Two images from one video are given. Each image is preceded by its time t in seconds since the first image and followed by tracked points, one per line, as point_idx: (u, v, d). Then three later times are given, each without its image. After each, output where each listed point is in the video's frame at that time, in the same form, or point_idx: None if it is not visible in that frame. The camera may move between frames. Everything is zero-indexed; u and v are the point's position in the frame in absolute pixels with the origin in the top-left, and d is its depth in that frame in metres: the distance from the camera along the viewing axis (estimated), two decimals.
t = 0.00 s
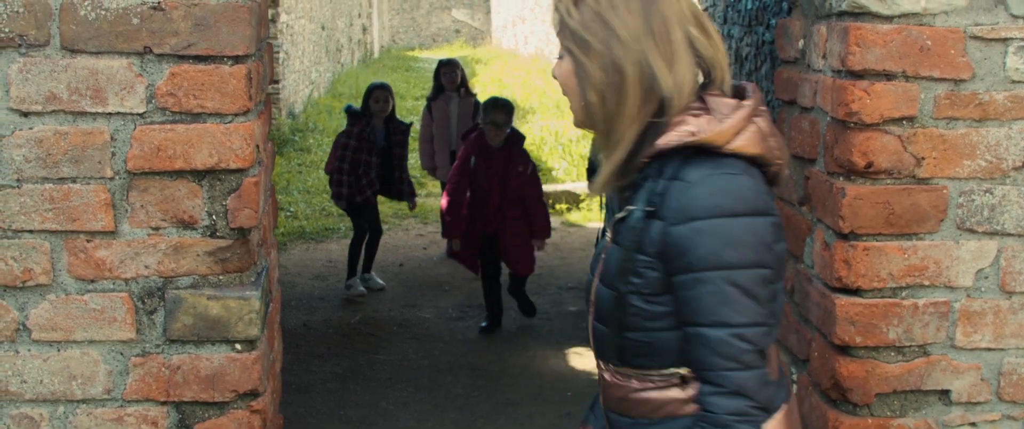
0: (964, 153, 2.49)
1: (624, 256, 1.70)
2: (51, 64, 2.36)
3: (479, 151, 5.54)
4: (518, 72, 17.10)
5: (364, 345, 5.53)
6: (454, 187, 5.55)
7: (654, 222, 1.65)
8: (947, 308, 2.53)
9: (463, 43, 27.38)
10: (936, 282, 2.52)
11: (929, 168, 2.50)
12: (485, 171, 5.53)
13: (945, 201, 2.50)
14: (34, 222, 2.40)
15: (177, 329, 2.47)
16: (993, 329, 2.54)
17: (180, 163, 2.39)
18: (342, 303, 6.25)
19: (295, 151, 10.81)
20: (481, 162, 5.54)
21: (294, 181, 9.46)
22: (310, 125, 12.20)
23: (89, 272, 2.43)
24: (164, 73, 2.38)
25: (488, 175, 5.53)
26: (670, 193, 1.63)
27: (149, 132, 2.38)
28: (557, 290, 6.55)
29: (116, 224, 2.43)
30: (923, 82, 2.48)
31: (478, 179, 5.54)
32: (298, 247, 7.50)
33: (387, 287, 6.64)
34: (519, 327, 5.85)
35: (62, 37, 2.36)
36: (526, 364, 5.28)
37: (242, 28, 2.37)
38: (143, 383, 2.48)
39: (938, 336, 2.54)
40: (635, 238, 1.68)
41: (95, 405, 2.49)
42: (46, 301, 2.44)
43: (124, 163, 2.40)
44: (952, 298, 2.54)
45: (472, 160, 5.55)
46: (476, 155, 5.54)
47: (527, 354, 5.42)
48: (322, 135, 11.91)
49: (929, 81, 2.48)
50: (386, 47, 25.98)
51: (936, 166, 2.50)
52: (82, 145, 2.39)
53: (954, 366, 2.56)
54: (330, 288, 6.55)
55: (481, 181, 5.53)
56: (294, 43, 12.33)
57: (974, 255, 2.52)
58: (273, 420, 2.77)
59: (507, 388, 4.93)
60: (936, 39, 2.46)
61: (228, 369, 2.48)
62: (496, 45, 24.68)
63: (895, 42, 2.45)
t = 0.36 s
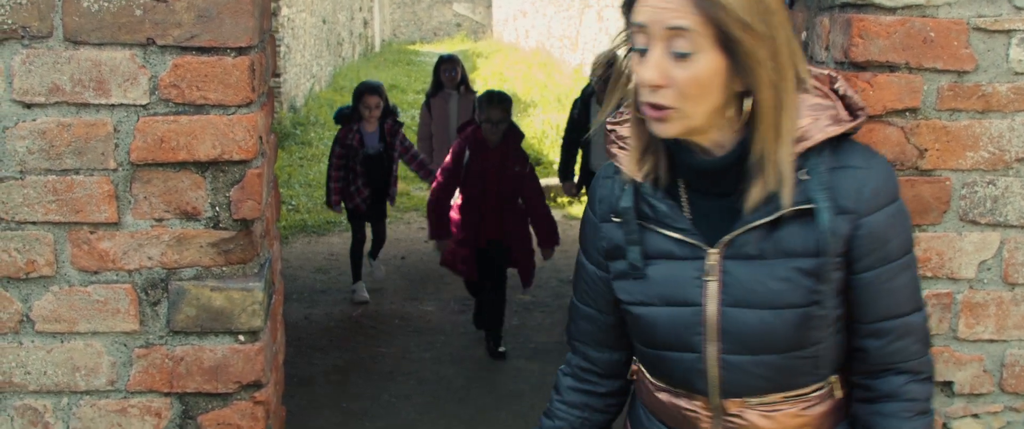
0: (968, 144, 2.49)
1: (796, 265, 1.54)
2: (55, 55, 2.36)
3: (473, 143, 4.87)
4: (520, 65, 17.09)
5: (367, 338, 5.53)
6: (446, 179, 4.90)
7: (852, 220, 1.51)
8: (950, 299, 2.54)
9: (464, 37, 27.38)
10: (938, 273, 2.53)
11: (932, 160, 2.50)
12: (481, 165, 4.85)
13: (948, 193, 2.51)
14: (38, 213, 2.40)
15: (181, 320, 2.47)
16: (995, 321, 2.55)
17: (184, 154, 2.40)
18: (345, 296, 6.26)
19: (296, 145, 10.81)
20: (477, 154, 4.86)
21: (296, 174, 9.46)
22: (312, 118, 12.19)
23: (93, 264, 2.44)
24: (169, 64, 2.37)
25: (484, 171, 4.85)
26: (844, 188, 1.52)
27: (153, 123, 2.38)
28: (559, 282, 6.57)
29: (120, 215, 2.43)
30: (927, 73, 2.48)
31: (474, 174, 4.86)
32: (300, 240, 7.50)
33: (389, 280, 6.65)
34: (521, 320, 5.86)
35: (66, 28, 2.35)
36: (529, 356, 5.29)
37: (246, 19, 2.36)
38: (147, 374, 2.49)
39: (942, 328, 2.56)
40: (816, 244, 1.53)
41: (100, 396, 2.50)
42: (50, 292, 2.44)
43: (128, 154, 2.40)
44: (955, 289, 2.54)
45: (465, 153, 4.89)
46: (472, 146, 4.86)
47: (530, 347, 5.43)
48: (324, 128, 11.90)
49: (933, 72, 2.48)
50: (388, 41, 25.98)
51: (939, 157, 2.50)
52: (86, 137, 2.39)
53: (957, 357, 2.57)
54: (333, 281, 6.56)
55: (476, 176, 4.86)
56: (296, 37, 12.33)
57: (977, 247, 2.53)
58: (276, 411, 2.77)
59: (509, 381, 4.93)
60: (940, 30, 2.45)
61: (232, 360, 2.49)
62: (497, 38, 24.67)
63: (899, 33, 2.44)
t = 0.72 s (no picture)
0: (970, 129, 2.57)
1: (966, 275, 1.58)
2: (56, 41, 2.36)
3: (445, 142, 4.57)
4: (521, 54, 17.09)
5: (369, 325, 5.54)
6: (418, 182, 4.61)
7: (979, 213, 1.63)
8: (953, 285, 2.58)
9: (465, 25, 27.37)
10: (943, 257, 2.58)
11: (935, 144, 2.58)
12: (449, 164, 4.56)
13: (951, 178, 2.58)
14: (40, 199, 2.40)
15: (183, 306, 2.47)
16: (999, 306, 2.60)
17: (185, 139, 2.40)
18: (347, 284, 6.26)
19: (297, 133, 10.80)
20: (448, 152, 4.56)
21: (297, 163, 9.45)
22: (313, 107, 12.18)
23: (94, 250, 2.44)
24: (170, 50, 2.37)
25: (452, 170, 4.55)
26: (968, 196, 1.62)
27: (154, 109, 2.38)
28: (561, 270, 6.57)
29: (122, 201, 2.43)
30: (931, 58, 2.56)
31: (444, 174, 4.56)
32: (301, 228, 7.50)
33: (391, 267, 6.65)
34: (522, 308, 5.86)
35: (67, 14, 2.35)
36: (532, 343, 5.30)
37: (247, 5, 2.37)
38: (149, 360, 2.49)
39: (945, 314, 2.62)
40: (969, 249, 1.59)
41: (102, 382, 2.50)
42: (52, 278, 2.44)
43: (130, 140, 2.40)
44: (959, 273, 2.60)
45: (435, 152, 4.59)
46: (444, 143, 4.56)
47: (533, 334, 5.44)
48: (325, 116, 11.89)
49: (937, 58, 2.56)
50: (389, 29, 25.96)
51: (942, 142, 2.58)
52: (87, 122, 2.39)
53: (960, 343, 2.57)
54: (335, 269, 6.56)
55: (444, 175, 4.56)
56: (296, 25, 12.32)
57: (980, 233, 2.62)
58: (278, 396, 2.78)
59: (512, 367, 4.94)
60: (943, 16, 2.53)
61: (233, 346, 2.49)
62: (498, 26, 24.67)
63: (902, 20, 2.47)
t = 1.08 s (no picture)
0: (971, 119, 2.47)
1: None
2: (54, 33, 2.35)
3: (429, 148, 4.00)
4: (522, 46, 17.08)
5: (370, 318, 5.53)
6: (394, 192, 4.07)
7: None
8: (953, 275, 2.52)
9: (466, 17, 27.35)
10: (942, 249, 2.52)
11: (935, 135, 2.48)
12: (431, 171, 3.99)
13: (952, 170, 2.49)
14: (39, 191, 2.40)
15: (183, 298, 2.46)
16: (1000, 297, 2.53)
17: (185, 131, 2.38)
18: (348, 276, 6.24)
19: (298, 126, 10.80)
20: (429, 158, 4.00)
21: (297, 155, 9.44)
22: (314, 99, 12.18)
23: (94, 242, 2.43)
24: (168, 41, 2.37)
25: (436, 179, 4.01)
26: None
27: (153, 101, 2.37)
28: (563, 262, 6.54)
29: (121, 193, 2.42)
30: (930, 48, 2.46)
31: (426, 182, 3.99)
32: (302, 221, 7.49)
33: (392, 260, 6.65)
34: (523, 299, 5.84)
35: (65, 6, 2.35)
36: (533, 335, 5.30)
37: None
38: (148, 352, 2.48)
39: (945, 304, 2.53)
40: None
41: (102, 374, 2.49)
42: (52, 270, 2.44)
43: (128, 131, 2.39)
44: (959, 265, 2.53)
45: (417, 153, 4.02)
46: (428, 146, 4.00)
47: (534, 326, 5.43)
48: (326, 109, 11.89)
49: (936, 48, 2.46)
50: (389, 22, 25.95)
51: (942, 132, 2.48)
52: (86, 114, 2.38)
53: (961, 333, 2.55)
54: (336, 261, 6.55)
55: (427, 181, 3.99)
56: (297, 17, 12.32)
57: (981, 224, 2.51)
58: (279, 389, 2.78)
59: (513, 359, 4.94)
60: (943, 5, 2.43)
61: (233, 338, 2.48)
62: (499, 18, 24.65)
63: (902, 8, 2.43)
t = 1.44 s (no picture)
0: (970, 112, 2.47)
1: None
2: (51, 24, 2.34)
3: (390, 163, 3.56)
4: (522, 38, 17.06)
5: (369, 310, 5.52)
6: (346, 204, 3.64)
7: None
8: (952, 267, 2.52)
9: (465, 10, 27.32)
10: (940, 242, 2.51)
11: (934, 127, 2.48)
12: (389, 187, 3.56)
13: (950, 161, 2.49)
14: (36, 183, 2.39)
15: (180, 290, 2.46)
16: (998, 289, 2.53)
17: (183, 122, 2.38)
18: (346, 269, 6.23)
19: (297, 119, 10.79)
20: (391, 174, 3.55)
21: (296, 148, 9.44)
22: (312, 92, 12.17)
23: (91, 234, 2.43)
24: (165, 33, 2.36)
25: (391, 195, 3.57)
26: None
27: (150, 93, 2.37)
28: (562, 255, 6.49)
29: (118, 185, 2.42)
30: (929, 41, 2.46)
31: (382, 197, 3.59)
32: (301, 213, 7.48)
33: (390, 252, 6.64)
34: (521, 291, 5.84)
35: None
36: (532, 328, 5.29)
37: None
38: (145, 345, 2.48)
39: (943, 296, 2.53)
40: None
41: (99, 367, 2.49)
42: (49, 262, 2.43)
43: (125, 123, 2.39)
44: (958, 257, 2.52)
45: (375, 169, 3.58)
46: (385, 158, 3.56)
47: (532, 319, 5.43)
48: (325, 102, 11.88)
49: (935, 40, 2.46)
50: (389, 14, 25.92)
51: (941, 125, 2.48)
52: (83, 106, 2.37)
53: (959, 326, 2.54)
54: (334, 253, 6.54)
55: (384, 198, 3.57)
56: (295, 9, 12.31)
57: (980, 216, 2.51)
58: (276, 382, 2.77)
59: (512, 352, 4.93)
60: None
61: (231, 330, 2.48)
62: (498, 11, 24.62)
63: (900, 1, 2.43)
